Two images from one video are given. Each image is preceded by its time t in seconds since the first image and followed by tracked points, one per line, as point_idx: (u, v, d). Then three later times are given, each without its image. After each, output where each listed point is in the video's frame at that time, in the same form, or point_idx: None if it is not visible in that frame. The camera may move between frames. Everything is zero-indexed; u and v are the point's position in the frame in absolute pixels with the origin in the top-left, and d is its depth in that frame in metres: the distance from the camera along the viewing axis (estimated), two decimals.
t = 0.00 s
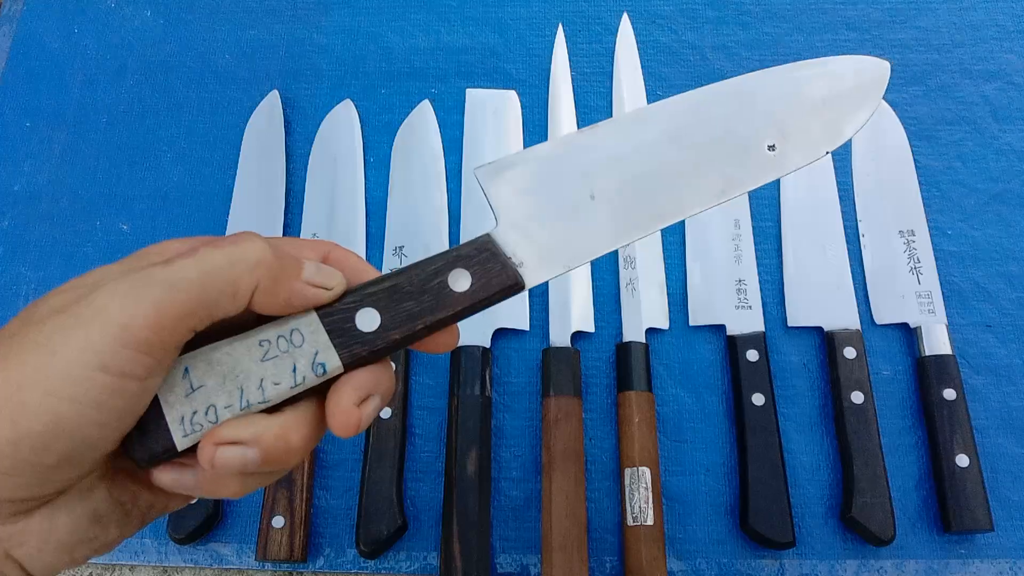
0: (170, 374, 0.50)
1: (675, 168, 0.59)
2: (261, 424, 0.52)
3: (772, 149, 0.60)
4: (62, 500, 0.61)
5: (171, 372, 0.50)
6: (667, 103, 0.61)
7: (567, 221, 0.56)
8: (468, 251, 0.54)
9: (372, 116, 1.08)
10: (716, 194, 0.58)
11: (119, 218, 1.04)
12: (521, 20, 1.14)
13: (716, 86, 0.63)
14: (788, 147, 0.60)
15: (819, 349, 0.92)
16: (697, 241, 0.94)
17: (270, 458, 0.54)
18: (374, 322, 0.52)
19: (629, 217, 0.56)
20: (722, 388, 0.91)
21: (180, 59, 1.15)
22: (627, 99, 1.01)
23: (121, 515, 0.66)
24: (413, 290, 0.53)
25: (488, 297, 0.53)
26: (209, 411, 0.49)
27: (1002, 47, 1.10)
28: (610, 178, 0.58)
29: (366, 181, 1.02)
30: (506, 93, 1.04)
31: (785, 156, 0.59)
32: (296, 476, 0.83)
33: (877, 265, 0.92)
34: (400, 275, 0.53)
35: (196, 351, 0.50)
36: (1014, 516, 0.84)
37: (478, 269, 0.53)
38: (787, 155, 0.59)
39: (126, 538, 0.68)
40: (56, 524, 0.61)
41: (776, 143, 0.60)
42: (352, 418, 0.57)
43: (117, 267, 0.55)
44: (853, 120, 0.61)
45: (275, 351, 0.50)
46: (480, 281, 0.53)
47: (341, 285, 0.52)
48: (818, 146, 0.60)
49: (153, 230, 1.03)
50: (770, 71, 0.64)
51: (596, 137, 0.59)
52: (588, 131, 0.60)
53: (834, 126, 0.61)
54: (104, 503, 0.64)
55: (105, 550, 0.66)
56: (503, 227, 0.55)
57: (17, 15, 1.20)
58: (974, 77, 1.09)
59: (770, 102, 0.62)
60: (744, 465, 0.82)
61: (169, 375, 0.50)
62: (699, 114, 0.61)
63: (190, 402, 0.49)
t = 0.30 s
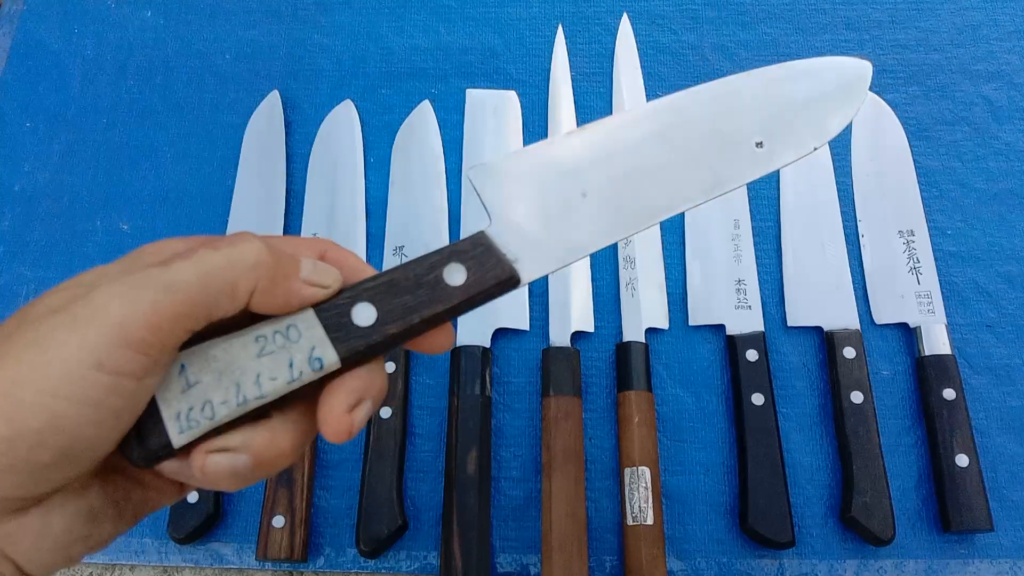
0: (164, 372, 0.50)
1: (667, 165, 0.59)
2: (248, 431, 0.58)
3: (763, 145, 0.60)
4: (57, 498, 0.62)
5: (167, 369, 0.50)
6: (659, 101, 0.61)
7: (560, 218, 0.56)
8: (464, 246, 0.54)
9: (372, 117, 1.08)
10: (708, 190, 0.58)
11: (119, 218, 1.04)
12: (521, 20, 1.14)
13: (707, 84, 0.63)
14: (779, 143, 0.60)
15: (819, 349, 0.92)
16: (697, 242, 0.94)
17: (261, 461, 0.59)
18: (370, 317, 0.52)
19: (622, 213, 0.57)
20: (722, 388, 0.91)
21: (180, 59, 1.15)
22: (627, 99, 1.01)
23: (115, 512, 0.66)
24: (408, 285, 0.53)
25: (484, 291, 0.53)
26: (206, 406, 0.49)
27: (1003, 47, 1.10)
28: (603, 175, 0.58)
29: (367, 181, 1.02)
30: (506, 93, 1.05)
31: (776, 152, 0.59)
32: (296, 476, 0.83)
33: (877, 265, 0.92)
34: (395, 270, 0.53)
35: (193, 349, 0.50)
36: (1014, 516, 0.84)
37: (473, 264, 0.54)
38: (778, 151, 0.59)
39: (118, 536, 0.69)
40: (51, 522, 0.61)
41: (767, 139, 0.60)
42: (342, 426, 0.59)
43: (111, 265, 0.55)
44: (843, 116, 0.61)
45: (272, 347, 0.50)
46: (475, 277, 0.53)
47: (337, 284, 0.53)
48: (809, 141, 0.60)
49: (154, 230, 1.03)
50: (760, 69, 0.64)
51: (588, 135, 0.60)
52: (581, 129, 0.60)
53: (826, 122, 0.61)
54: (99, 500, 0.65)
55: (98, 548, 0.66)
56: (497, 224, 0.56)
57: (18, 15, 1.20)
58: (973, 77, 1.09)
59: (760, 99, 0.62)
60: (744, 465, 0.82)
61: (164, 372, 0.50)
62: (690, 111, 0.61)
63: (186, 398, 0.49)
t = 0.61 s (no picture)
0: (160, 371, 0.50)
1: (673, 174, 0.59)
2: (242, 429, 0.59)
3: (770, 158, 0.59)
4: (54, 495, 0.62)
5: (162, 368, 0.50)
6: (667, 110, 0.61)
7: (565, 225, 0.56)
8: (466, 252, 0.54)
9: (372, 116, 1.08)
10: (712, 202, 0.58)
11: (118, 218, 1.04)
12: (521, 20, 1.14)
13: (717, 93, 0.63)
14: (786, 156, 0.60)
15: (819, 349, 0.92)
16: (697, 242, 0.94)
17: (259, 457, 0.60)
18: (370, 323, 0.52)
19: (627, 221, 0.56)
20: (722, 388, 0.91)
21: (180, 59, 1.15)
22: (627, 99, 1.01)
23: (111, 509, 0.66)
24: (410, 290, 0.53)
25: (485, 300, 0.53)
26: (202, 408, 0.49)
27: (1002, 47, 1.10)
28: (608, 182, 0.58)
29: (366, 181, 1.02)
30: (506, 93, 1.04)
31: (783, 164, 0.59)
32: (296, 476, 0.83)
33: (877, 265, 0.92)
34: (397, 275, 0.53)
35: (189, 348, 0.50)
36: (1014, 516, 0.84)
37: (475, 271, 0.53)
38: (785, 164, 0.59)
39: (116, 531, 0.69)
40: (49, 518, 0.62)
41: (774, 152, 0.60)
42: (337, 425, 0.58)
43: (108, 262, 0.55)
44: (853, 129, 0.61)
45: (270, 349, 0.50)
46: (477, 284, 0.53)
47: (336, 284, 0.52)
48: (816, 155, 0.60)
49: (153, 230, 1.03)
50: (770, 80, 0.64)
51: (595, 141, 0.59)
52: (589, 134, 0.60)
53: (834, 136, 0.60)
54: (96, 496, 0.65)
55: (96, 543, 0.67)
56: (502, 229, 0.55)
57: (18, 15, 1.20)
58: (973, 77, 1.09)
59: (770, 109, 0.62)
60: (744, 465, 0.82)
61: (160, 371, 0.50)
62: (698, 120, 0.61)
63: (182, 398, 0.49)
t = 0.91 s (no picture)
0: (155, 364, 0.50)
1: (672, 171, 0.59)
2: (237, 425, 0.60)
3: (769, 155, 0.59)
4: (50, 490, 0.62)
5: (158, 362, 0.50)
6: (665, 106, 0.61)
7: (563, 221, 0.56)
8: (463, 248, 0.54)
9: (372, 117, 1.08)
10: (711, 198, 0.58)
11: (118, 218, 1.04)
12: (521, 20, 1.14)
13: (716, 90, 0.62)
14: (785, 153, 0.60)
15: (819, 349, 0.92)
16: (697, 242, 0.94)
17: (254, 452, 0.61)
18: (366, 318, 0.52)
19: (625, 217, 0.56)
20: (722, 388, 0.91)
21: (180, 59, 1.15)
22: (627, 99, 1.01)
23: (108, 503, 0.67)
24: (406, 286, 0.53)
25: (482, 296, 0.53)
26: (196, 402, 0.49)
27: (1002, 47, 1.10)
28: (606, 178, 0.58)
29: (366, 181, 1.02)
30: (506, 93, 1.04)
31: (782, 161, 0.59)
32: (296, 476, 0.83)
33: (877, 265, 0.92)
34: (393, 270, 0.53)
35: (185, 342, 0.50)
36: (1014, 516, 0.84)
37: (472, 267, 0.53)
38: (783, 161, 0.59)
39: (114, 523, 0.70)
40: (46, 514, 0.62)
41: (773, 149, 0.60)
42: (331, 419, 0.59)
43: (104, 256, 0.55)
44: (851, 127, 0.61)
45: (265, 344, 0.50)
46: (473, 279, 0.53)
47: (332, 279, 0.52)
48: (815, 153, 0.60)
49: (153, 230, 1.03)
50: (770, 77, 0.64)
51: (594, 137, 0.59)
52: (587, 130, 0.60)
53: (832, 133, 0.60)
54: (92, 491, 0.65)
55: (94, 537, 0.67)
56: (500, 225, 0.55)
57: (18, 16, 1.20)
58: (973, 77, 1.09)
59: (768, 107, 0.62)
60: (744, 466, 0.82)
61: (156, 365, 0.50)
62: (696, 117, 0.61)
63: (177, 391, 0.49)
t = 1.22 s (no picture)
0: (152, 361, 0.50)
1: (666, 167, 0.59)
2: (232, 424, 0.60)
3: (763, 151, 0.59)
4: (47, 489, 0.62)
5: (155, 359, 0.50)
6: (660, 103, 0.61)
7: (557, 218, 0.56)
8: (458, 244, 0.54)
9: (372, 116, 1.08)
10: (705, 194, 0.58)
11: (119, 218, 1.04)
12: (521, 20, 1.14)
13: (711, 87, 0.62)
14: (779, 149, 0.60)
15: (819, 349, 0.92)
16: (697, 242, 0.94)
17: (247, 452, 0.61)
18: (363, 314, 0.52)
19: (619, 213, 0.56)
20: (722, 388, 0.91)
21: (180, 59, 1.15)
22: (627, 99, 1.01)
23: (105, 502, 0.67)
24: (402, 282, 0.53)
25: (477, 291, 0.53)
26: (193, 398, 0.49)
27: (1003, 47, 1.10)
28: (601, 175, 0.58)
29: (366, 181, 1.02)
30: (506, 93, 1.04)
31: (775, 157, 0.59)
32: (296, 475, 0.83)
33: (877, 266, 0.92)
34: (389, 267, 0.53)
35: (182, 339, 0.50)
36: (1014, 516, 0.84)
37: (467, 263, 0.53)
38: (777, 157, 0.59)
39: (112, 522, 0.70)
40: (43, 513, 0.62)
41: (767, 145, 0.60)
42: (325, 416, 0.58)
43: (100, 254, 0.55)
44: (845, 123, 0.61)
45: (262, 340, 0.50)
46: (469, 275, 0.53)
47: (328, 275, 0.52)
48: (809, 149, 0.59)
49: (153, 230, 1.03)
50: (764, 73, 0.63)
51: (588, 134, 0.59)
52: (581, 128, 0.60)
53: (826, 129, 0.60)
54: (89, 491, 0.65)
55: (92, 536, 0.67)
56: (495, 222, 0.55)
57: (18, 16, 1.20)
58: (974, 77, 1.09)
59: (762, 104, 0.62)
60: (744, 466, 0.82)
61: (153, 362, 0.50)
62: (691, 114, 0.61)
63: (174, 388, 0.49)
